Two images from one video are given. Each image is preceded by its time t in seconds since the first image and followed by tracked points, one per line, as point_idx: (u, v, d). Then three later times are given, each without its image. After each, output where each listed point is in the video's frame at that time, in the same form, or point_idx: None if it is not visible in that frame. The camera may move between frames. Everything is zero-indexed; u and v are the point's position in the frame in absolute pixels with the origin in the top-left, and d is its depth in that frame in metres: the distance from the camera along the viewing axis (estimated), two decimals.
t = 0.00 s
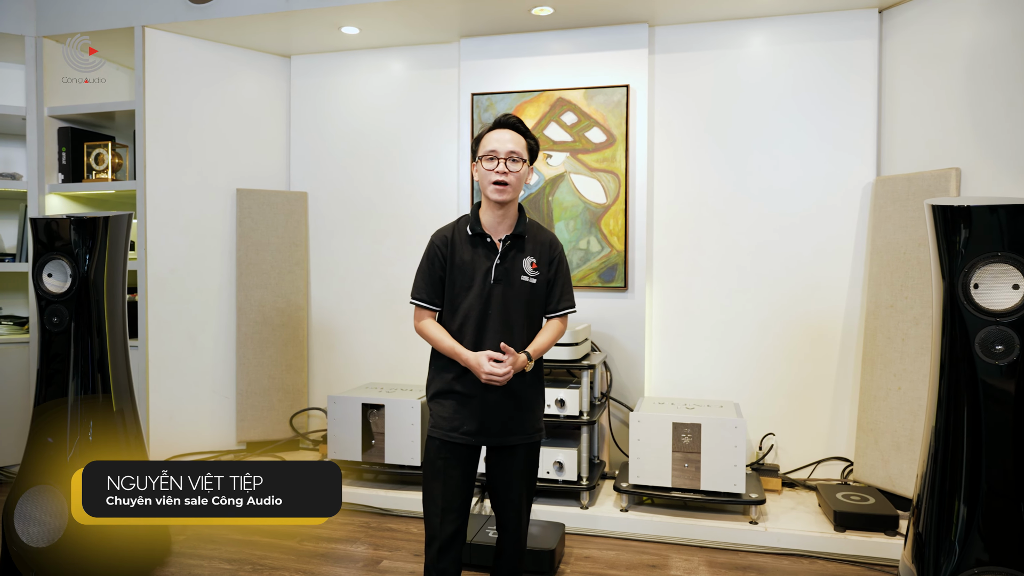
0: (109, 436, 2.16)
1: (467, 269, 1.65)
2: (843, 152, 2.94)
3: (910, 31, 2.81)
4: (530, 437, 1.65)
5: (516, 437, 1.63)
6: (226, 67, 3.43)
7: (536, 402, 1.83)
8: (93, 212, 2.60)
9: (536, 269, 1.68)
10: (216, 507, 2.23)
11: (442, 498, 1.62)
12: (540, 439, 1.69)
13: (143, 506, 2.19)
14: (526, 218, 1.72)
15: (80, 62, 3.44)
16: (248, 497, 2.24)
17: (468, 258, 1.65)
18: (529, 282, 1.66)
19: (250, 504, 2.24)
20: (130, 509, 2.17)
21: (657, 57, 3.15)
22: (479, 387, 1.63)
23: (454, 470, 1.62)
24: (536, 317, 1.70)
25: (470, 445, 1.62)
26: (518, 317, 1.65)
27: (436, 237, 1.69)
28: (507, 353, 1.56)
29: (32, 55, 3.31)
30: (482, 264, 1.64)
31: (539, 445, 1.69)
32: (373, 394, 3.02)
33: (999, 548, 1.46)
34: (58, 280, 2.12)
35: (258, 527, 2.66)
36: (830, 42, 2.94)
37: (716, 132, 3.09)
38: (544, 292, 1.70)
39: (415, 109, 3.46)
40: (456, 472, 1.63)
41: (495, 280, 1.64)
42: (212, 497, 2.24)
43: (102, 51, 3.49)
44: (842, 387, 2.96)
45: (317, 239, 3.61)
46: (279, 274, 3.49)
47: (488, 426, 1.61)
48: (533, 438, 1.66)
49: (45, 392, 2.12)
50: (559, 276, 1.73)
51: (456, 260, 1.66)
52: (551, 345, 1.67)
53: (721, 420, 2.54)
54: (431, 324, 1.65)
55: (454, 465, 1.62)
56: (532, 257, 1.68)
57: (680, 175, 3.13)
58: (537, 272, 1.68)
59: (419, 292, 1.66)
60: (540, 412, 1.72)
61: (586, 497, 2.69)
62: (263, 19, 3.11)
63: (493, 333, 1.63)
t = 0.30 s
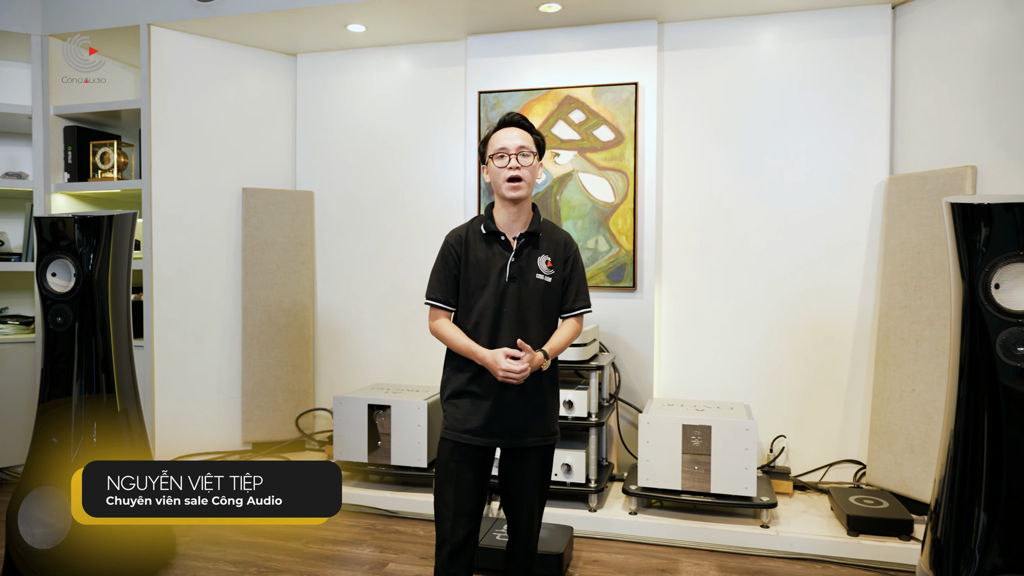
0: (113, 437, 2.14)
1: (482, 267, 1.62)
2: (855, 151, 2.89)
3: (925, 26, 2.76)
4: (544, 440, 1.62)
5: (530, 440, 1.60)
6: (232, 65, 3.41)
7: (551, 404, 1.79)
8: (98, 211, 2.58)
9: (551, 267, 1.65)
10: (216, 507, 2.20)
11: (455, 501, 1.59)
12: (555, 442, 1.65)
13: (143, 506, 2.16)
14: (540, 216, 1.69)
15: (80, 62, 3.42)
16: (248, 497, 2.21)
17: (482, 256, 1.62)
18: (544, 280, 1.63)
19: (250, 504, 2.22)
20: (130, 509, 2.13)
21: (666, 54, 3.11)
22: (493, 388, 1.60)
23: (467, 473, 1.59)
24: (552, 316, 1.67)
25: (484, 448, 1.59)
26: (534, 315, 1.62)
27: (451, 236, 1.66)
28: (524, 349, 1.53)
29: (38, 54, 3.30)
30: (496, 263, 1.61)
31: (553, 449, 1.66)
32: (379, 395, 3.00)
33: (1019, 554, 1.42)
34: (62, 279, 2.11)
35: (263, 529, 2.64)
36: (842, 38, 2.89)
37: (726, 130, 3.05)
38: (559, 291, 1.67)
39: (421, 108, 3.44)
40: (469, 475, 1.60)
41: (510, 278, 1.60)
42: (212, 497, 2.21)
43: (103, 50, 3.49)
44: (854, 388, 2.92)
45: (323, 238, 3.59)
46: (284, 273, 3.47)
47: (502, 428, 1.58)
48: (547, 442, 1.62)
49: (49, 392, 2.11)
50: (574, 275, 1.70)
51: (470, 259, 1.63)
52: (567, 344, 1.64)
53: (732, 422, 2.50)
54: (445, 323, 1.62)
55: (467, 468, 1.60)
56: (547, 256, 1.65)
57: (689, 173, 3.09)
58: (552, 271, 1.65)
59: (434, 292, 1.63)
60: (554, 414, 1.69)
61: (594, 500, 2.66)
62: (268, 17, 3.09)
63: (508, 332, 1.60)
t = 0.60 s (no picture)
0: (118, 439, 2.12)
1: (494, 269, 1.59)
2: (868, 150, 2.85)
3: (939, 22, 2.71)
4: (558, 443, 1.58)
5: (544, 444, 1.56)
6: (237, 64, 3.39)
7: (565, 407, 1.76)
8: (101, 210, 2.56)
9: (564, 268, 1.62)
10: (215, 507, 2.15)
11: (467, 507, 1.56)
12: (569, 446, 1.62)
13: (143, 506, 2.11)
14: (553, 217, 1.66)
15: (79, 62, 3.36)
16: (248, 497, 2.17)
17: (495, 257, 1.60)
18: (558, 281, 1.60)
19: (251, 504, 2.18)
20: (130, 508, 2.09)
21: (676, 52, 3.07)
22: (507, 391, 1.57)
23: (479, 478, 1.56)
24: (565, 318, 1.64)
25: (497, 452, 1.56)
26: (548, 317, 1.58)
27: (463, 238, 1.64)
28: (537, 350, 1.49)
29: (43, 54, 3.28)
30: (509, 264, 1.59)
31: (568, 452, 1.62)
32: (385, 397, 2.97)
33: None
34: (66, 280, 2.09)
35: (269, 533, 2.61)
36: (854, 36, 2.85)
37: (736, 128, 3.01)
38: (573, 292, 1.63)
39: (428, 107, 3.41)
40: (482, 480, 1.57)
41: (523, 279, 1.57)
42: (212, 497, 2.16)
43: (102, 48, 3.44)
44: (867, 390, 2.88)
45: (328, 239, 3.56)
46: (289, 274, 3.44)
47: (516, 431, 1.55)
48: (562, 446, 1.59)
49: (52, 394, 2.08)
50: (588, 276, 1.66)
51: (482, 260, 1.60)
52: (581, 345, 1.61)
53: (744, 425, 2.46)
54: (458, 325, 1.59)
55: (480, 472, 1.57)
56: (560, 256, 1.62)
57: (698, 173, 3.06)
58: (565, 272, 1.61)
59: (446, 294, 1.60)
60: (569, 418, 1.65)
61: (604, 503, 2.62)
62: (274, 15, 3.06)
63: (521, 333, 1.57)
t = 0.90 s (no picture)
0: (119, 443, 2.09)
1: (505, 270, 1.56)
2: (878, 150, 2.82)
3: (950, 21, 2.67)
4: (569, 449, 1.55)
5: (554, 449, 1.53)
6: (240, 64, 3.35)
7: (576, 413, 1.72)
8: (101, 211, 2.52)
9: (576, 269, 1.58)
10: (216, 502, 2.59)
11: (476, 513, 1.53)
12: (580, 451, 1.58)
13: (143, 502, 2.12)
14: (564, 218, 1.63)
15: (79, 62, 3.33)
16: (247, 493, 2.71)
17: (506, 258, 1.56)
18: (569, 283, 1.57)
19: (250, 499, 2.71)
20: (130, 506, 2.07)
21: (683, 52, 3.04)
22: (516, 395, 1.54)
23: (488, 483, 1.53)
24: (577, 321, 1.60)
25: (507, 457, 1.53)
26: (560, 319, 1.55)
27: (473, 238, 1.60)
28: (549, 354, 1.46)
29: (44, 53, 3.25)
30: (520, 265, 1.55)
31: (579, 458, 1.59)
32: (389, 400, 2.94)
33: None
34: (65, 282, 2.05)
35: (273, 538, 2.58)
36: (865, 34, 2.81)
37: (743, 128, 2.98)
38: (584, 295, 1.60)
39: (432, 106, 3.38)
40: (491, 486, 1.54)
41: (535, 280, 1.54)
42: (212, 494, 2.60)
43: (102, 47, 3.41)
44: (877, 393, 2.84)
45: (331, 240, 3.53)
46: (292, 275, 3.41)
47: (525, 436, 1.52)
48: (572, 451, 1.55)
49: (52, 397, 2.05)
50: (600, 278, 1.63)
51: (493, 261, 1.57)
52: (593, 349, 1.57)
53: (753, 429, 2.42)
54: (467, 328, 1.56)
55: (489, 478, 1.53)
56: (572, 257, 1.59)
57: (705, 173, 3.03)
58: (577, 274, 1.58)
59: (456, 296, 1.58)
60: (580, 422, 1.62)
61: (610, 508, 2.59)
62: (276, 14, 3.03)
63: (533, 336, 1.53)
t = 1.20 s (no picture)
0: (117, 446, 2.05)
1: (511, 270, 1.53)
2: (884, 150, 2.79)
3: (958, 19, 2.64)
4: (577, 453, 1.51)
5: (561, 453, 1.49)
6: (239, 62, 3.32)
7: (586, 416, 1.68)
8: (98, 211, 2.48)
9: (584, 270, 1.55)
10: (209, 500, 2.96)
11: (482, 519, 1.50)
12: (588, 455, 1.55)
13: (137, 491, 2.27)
14: (572, 218, 1.61)
15: (79, 61, 3.30)
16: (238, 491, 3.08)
17: (511, 258, 1.54)
18: (577, 283, 1.53)
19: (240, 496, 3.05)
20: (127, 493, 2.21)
21: (688, 50, 3.01)
22: (523, 397, 1.50)
23: (495, 489, 1.50)
24: (587, 321, 1.56)
25: (513, 462, 1.50)
26: (567, 320, 1.52)
27: (477, 241, 1.60)
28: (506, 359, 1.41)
29: (40, 51, 3.21)
30: (526, 265, 1.53)
31: (587, 462, 1.55)
32: (391, 402, 2.91)
33: None
34: (62, 283, 2.01)
35: (273, 542, 2.55)
36: (872, 32, 2.79)
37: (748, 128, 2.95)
38: (594, 296, 1.57)
39: (433, 105, 3.34)
40: (497, 491, 1.51)
41: (541, 280, 1.51)
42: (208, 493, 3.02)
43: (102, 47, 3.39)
44: (883, 395, 2.82)
45: (331, 240, 3.50)
46: (293, 276, 3.38)
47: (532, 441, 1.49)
48: (580, 455, 1.52)
49: (48, 403, 2.01)
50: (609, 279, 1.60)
51: (498, 261, 1.55)
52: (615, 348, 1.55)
53: (759, 431, 2.40)
54: (462, 328, 1.55)
55: (496, 483, 1.50)
56: (580, 257, 1.56)
57: (709, 173, 3.00)
58: (585, 274, 1.55)
59: (458, 299, 1.57)
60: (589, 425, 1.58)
61: (615, 512, 2.57)
62: (277, 12, 3.00)
63: (539, 337, 1.50)
